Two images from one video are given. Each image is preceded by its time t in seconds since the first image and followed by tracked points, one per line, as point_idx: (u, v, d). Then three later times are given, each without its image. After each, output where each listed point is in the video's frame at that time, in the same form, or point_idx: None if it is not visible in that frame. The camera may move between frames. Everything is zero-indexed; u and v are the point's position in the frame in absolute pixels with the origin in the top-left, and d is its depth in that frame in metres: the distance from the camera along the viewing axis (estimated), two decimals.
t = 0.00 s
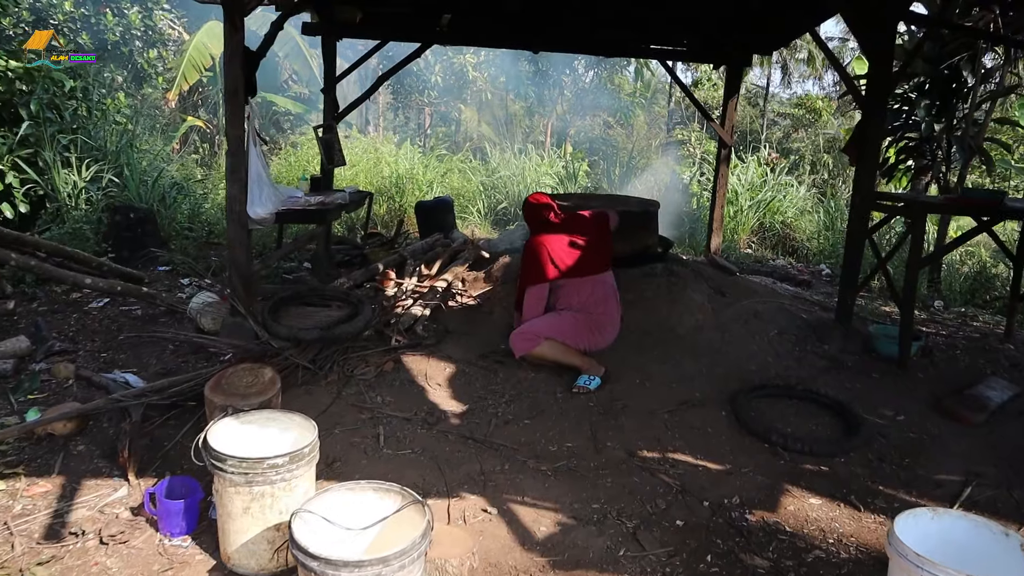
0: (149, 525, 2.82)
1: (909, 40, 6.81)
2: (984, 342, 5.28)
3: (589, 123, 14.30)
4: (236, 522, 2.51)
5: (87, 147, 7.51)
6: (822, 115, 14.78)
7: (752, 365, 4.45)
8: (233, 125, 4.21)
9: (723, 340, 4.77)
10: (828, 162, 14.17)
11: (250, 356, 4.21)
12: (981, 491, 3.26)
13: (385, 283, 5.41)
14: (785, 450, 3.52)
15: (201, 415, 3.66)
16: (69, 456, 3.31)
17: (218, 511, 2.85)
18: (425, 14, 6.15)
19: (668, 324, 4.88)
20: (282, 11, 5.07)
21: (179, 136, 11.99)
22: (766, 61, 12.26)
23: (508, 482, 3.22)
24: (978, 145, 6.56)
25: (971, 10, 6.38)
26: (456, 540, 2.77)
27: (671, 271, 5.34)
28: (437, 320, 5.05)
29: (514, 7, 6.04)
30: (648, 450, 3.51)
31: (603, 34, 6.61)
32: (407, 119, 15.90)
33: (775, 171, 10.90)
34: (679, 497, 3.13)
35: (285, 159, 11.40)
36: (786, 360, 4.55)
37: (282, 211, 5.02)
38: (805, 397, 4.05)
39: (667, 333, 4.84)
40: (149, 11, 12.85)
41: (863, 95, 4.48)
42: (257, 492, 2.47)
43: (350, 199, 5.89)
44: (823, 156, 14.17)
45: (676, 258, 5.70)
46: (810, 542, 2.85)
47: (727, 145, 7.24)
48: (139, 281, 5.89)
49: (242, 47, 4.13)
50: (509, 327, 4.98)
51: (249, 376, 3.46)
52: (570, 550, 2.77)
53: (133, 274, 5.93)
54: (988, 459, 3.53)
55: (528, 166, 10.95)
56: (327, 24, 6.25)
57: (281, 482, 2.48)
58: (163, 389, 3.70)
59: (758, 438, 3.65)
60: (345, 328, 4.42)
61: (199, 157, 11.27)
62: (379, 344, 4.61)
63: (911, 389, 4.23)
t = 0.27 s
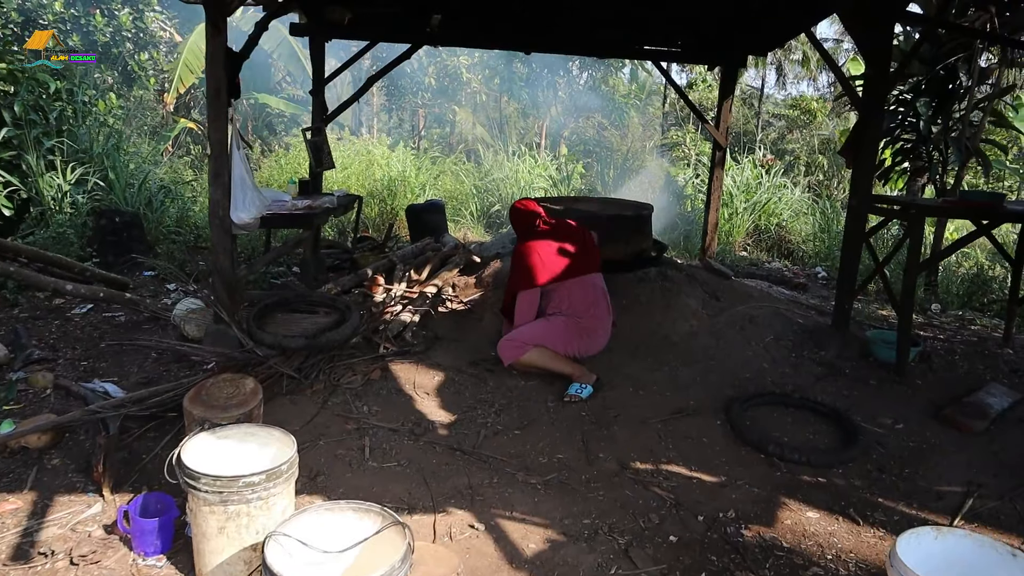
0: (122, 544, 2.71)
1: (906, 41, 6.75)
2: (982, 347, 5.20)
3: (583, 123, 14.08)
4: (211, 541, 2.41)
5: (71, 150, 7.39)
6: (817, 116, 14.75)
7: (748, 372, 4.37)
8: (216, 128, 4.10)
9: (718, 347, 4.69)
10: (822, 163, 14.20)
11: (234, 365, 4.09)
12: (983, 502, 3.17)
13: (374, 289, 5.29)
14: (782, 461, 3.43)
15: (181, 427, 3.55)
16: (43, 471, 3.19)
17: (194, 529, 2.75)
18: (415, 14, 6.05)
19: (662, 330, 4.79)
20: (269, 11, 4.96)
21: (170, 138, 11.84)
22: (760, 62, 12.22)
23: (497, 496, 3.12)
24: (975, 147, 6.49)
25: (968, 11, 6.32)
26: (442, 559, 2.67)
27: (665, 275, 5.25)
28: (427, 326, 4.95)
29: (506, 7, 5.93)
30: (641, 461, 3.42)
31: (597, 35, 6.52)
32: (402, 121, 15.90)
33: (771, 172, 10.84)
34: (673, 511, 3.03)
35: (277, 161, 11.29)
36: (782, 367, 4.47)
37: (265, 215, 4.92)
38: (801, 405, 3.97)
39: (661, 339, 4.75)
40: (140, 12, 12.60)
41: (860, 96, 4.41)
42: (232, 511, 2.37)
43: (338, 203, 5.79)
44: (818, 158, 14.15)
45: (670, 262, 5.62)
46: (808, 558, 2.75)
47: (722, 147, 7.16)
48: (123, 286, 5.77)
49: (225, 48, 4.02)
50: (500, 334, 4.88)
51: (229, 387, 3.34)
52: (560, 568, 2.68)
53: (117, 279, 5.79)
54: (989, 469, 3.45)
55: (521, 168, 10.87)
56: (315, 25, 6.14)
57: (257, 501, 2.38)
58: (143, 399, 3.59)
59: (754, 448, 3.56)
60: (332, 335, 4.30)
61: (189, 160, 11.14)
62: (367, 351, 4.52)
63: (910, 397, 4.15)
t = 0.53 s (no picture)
0: (102, 562, 2.63)
1: (903, 43, 6.70)
2: (982, 351, 5.15)
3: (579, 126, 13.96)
4: (192, 561, 2.32)
5: (59, 154, 7.33)
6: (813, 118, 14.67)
7: (746, 379, 4.30)
8: (203, 132, 4.02)
9: (715, 353, 4.63)
10: (818, 165, 14.00)
11: (221, 375, 4.00)
12: (987, 513, 3.10)
13: (366, 295, 5.22)
14: (781, 471, 3.37)
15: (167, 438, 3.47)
16: (23, 485, 3.11)
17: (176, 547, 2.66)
18: (408, 16, 5.97)
19: (658, 336, 4.73)
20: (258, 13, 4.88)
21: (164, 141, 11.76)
22: (756, 64, 12.17)
23: (490, 509, 3.04)
24: (973, 149, 6.44)
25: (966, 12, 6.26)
26: None
27: (662, 280, 5.19)
28: (420, 333, 4.88)
29: (499, 8, 5.87)
30: (637, 473, 3.35)
31: (591, 37, 6.47)
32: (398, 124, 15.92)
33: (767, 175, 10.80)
34: (670, 525, 2.96)
35: (270, 165, 11.19)
36: (780, 374, 4.41)
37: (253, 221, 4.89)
38: (800, 413, 3.90)
39: (657, 345, 4.69)
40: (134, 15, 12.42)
41: (858, 99, 4.34)
42: (214, 530, 2.28)
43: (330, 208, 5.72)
44: (814, 159, 14.13)
45: (666, 266, 5.56)
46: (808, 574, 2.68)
47: (718, 150, 7.09)
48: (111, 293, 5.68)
49: (211, 51, 3.94)
50: (494, 340, 4.81)
51: (215, 398, 3.25)
52: None
53: (105, 286, 5.69)
54: (992, 478, 3.38)
55: (516, 171, 10.82)
56: (306, 27, 6.07)
57: (241, 519, 2.30)
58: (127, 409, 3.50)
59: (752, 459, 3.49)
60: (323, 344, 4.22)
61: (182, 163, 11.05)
62: (358, 360, 4.44)
63: (910, 404, 4.10)
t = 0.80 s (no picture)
0: None
1: (903, 44, 6.62)
2: (984, 358, 5.05)
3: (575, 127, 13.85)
4: None
5: (44, 156, 7.24)
6: (808, 121, 14.55)
7: (745, 389, 4.20)
8: (187, 135, 3.89)
9: (713, 362, 4.52)
10: (813, 167, 14.06)
11: (204, 386, 3.86)
12: (997, 530, 3.00)
13: (356, 302, 5.11)
14: (783, 486, 3.26)
15: (146, 453, 3.33)
16: None
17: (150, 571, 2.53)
18: (401, 16, 5.86)
19: (656, 344, 4.62)
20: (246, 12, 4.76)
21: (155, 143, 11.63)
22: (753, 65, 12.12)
23: (482, 527, 2.92)
24: (973, 152, 6.36)
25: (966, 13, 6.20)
26: None
27: (658, 287, 5.09)
28: (411, 341, 4.76)
29: (494, 8, 5.77)
30: (635, 488, 3.23)
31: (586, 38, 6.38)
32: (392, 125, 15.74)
33: (764, 178, 10.74)
34: (669, 544, 2.85)
35: (262, 167, 11.04)
36: (781, 383, 4.30)
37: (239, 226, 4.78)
38: (802, 424, 3.80)
39: (654, 354, 4.58)
40: (125, 14, 12.02)
41: (860, 101, 4.25)
42: (189, 558, 2.16)
43: (320, 212, 5.61)
44: (810, 161, 14.10)
45: (663, 271, 5.45)
46: None
47: (716, 152, 6.98)
48: (95, 299, 5.54)
49: (196, 51, 3.82)
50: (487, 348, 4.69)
51: (197, 412, 3.12)
52: None
53: (89, 291, 5.50)
54: (1001, 493, 3.28)
55: (511, 173, 10.70)
56: (296, 27, 5.95)
57: (217, 545, 2.19)
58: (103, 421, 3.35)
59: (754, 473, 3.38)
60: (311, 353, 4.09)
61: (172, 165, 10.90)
62: (347, 368, 4.31)
63: (913, 414, 4.01)
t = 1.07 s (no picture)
0: None
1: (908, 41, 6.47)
2: (993, 364, 4.92)
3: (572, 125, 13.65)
4: None
5: (26, 155, 7.06)
6: (805, 117, 14.88)
7: (750, 399, 4.04)
8: (166, 135, 3.72)
9: (716, 369, 4.37)
10: (810, 164, 13.99)
11: (185, 398, 3.69)
12: (1017, 551, 2.85)
13: (346, 307, 4.92)
14: (792, 505, 3.11)
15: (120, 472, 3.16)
16: None
17: None
18: (393, 11, 5.69)
19: (656, 351, 4.47)
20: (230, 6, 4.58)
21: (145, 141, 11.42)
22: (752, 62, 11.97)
23: (474, 552, 2.76)
24: (980, 151, 6.22)
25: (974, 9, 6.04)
26: None
27: (659, 291, 4.93)
28: (403, 348, 4.60)
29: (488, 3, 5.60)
30: (636, 507, 3.07)
31: (583, 34, 6.22)
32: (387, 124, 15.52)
33: (763, 176, 10.61)
34: (673, 569, 2.69)
35: (253, 166, 10.85)
36: (786, 393, 4.15)
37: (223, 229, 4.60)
38: (809, 437, 3.65)
39: (655, 361, 4.42)
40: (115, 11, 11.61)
41: (869, 99, 4.09)
42: None
43: (309, 214, 5.43)
44: (808, 159, 14.01)
45: (664, 275, 5.30)
46: None
47: (716, 152, 6.81)
48: (76, 304, 5.35)
49: (175, 46, 3.64)
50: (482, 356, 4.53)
51: (173, 429, 2.95)
52: None
53: (72, 296, 5.35)
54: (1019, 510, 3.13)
55: (507, 172, 10.52)
56: (285, 22, 5.77)
57: None
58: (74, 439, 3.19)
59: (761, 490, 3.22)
60: (297, 362, 3.92)
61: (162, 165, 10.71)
62: (336, 377, 4.14)
63: (924, 425, 3.86)
